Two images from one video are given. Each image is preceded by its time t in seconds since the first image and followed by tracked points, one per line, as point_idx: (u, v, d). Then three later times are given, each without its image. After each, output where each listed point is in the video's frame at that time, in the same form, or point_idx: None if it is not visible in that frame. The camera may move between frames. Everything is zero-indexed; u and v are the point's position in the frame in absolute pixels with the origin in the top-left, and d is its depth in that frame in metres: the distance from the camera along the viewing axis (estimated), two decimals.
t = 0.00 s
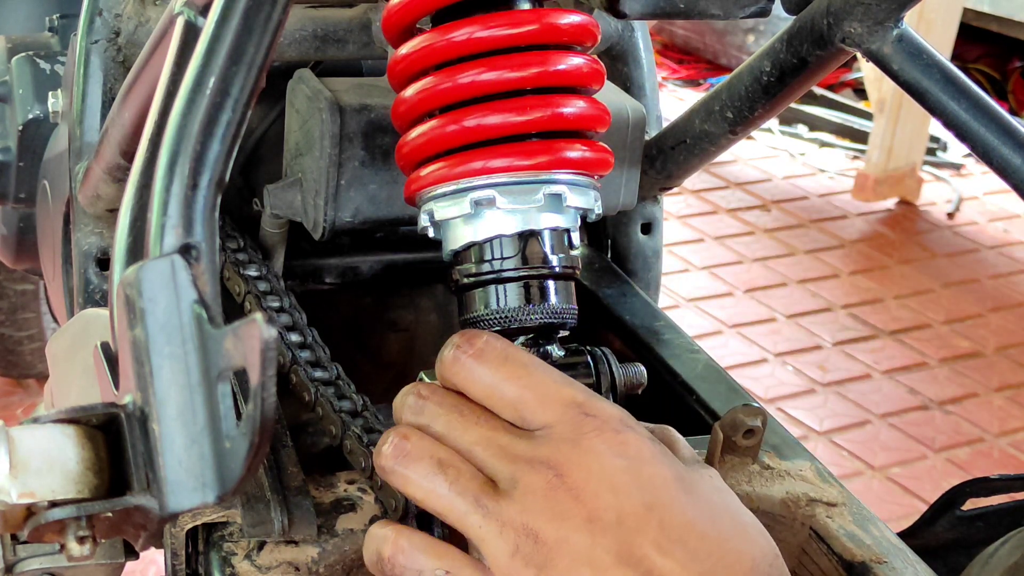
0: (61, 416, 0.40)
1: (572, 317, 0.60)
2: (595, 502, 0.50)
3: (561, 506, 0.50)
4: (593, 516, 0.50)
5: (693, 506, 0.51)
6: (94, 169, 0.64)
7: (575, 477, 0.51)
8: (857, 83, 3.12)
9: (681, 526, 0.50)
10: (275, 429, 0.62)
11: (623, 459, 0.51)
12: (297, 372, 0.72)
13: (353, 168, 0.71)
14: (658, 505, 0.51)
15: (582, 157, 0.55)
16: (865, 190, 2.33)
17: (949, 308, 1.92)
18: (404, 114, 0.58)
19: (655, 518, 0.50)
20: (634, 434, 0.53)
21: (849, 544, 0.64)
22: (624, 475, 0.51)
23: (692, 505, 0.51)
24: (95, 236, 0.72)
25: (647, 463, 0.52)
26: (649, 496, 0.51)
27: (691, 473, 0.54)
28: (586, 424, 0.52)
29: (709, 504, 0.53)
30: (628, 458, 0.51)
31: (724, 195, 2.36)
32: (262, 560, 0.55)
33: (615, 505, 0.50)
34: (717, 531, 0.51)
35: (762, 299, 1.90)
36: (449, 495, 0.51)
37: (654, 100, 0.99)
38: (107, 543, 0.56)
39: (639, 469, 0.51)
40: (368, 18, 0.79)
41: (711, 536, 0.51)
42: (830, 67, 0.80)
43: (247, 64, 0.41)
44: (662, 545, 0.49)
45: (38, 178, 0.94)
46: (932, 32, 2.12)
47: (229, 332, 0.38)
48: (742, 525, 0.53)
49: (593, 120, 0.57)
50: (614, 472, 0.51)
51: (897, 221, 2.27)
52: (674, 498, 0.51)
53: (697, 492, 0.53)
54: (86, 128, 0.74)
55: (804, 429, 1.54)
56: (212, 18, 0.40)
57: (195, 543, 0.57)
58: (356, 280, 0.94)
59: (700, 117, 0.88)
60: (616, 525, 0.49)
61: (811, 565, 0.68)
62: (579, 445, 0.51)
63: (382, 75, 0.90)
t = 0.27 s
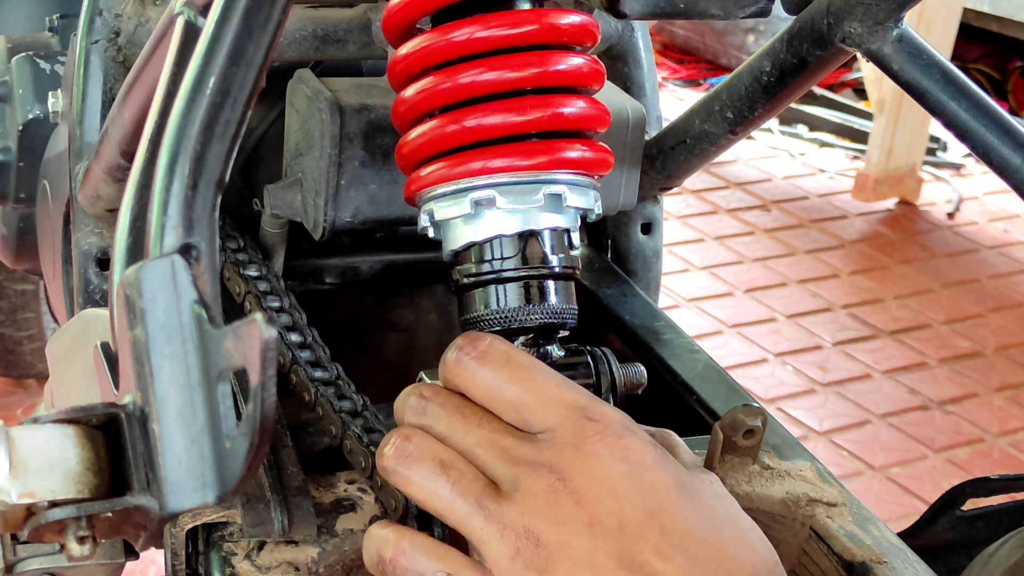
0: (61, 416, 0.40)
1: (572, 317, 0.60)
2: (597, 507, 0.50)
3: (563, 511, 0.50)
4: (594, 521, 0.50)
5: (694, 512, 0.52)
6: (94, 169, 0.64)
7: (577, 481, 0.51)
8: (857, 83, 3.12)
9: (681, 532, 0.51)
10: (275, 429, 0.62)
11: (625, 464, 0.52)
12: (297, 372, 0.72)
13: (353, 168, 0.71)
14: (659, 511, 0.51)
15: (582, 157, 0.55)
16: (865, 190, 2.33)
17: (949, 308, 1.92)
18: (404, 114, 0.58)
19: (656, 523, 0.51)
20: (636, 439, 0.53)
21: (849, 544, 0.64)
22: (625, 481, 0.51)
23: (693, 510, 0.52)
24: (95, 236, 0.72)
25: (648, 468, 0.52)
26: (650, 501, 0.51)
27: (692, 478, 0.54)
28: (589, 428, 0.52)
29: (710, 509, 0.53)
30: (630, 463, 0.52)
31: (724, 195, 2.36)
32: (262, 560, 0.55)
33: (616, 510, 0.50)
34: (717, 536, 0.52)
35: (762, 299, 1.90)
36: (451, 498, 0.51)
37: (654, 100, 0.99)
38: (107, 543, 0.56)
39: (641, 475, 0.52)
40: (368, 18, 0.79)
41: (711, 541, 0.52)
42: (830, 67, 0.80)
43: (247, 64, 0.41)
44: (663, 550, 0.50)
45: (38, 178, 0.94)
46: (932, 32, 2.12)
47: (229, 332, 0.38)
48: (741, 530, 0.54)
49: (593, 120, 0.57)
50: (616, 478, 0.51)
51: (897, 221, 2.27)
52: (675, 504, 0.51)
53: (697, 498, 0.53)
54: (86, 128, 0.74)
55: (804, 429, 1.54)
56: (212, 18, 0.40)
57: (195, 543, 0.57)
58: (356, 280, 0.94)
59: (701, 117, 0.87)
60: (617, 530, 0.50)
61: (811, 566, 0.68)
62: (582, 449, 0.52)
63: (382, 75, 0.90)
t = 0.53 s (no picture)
0: (61, 416, 0.40)
1: (573, 317, 0.60)
2: (599, 507, 0.50)
3: (566, 512, 0.50)
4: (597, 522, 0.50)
5: (696, 516, 0.52)
6: (94, 169, 0.64)
7: (580, 483, 0.51)
8: (857, 83, 3.12)
9: (682, 535, 0.51)
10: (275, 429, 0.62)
11: (628, 465, 0.51)
12: (297, 372, 0.72)
13: (353, 168, 0.71)
14: (661, 513, 0.51)
15: (582, 157, 0.55)
16: (865, 190, 2.33)
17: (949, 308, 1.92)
18: (404, 115, 0.58)
19: (658, 526, 0.50)
20: (640, 441, 0.53)
21: (848, 544, 0.64)
22: (628, 482, 0.51)
23: (695, 514, 0.52)
24: (95, 236, 0.72)
25: (651, 470, 0.52)
26: (652, 504, 0.51)
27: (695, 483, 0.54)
28: (593, 428, 0.52)
29: (711, 514, 0.53)
30: (633, 465, 0.52)
31: (724, 195, 2.36)
32: (262, 560, 0.55)
33: (618, 512, 0.50)
34: (718, 540, 0.52)
35: (762, 299, 1.90)
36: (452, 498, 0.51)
37: (654, 100, 0.99)
38: (107, 543, 0.56)
39: (644, 477, 0.52)
40: (368, 18, 0.79)
41: (712, 545, 0.52)
42: (830, 67, 0.80)
43: (247, 64, 0.41)
44: (664, 553, 0.50)
45: (38, 178, 0.94)
46: (932, 32, 2.12)
47: (229, 333, 0.38)
48: (743, 537, 0.54)
49: (593, 120, 0.57)
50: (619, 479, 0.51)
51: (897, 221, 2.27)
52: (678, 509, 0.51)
53: (699, 502, 0.53)
54: (86, 128, 0.74)
55: (804, 429, 1.54)
56: (212, 18, 0.40)
57: (195, 543, 0.57)
58: (356, 280, 0.94)
59: (701, 117, 0.87)
60: (619, 532, 0.50)
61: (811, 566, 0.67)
62: (585, 450, 0.51)
63: (382, 75, 0.90)
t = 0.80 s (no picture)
0: (61, 416, 0.40)
1: (573, 317, 0.60)
2: (601, 508, 0.50)
3: (568, 513, 0.50)
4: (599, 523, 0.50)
5: (697, 516, 0.52)
6: (94, 169, 0.64)
7: (583, 483, 0.51)
8: (857, 83, 3.12)
9: (684, 535, 0.51)
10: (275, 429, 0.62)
11: (629, 466, 0.51)
12: (297, 372, 0.72)
13: (353, 168, 0.71)
14: (663, 513, 0.51)
15: (582, 157, 0.55)
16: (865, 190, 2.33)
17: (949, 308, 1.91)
18: (404, 115, 0.58)
19: (659, 526, 0.50)
20: (642, 440, 0.53)
21: (848, 544, 0.64)
22: (629, 483, 0.51)
23: (697, 514, 0.52)
24: (95, 236, 0.72)
25: (652, 470, 0.52)
26: (653, 504, 0.51)
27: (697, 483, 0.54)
28: (595, 428, 0.52)
29: (712, 514, 0.53)
30: (634, 464, 0.52)
31: (724, 195, 2.36)
32: (262, 560, 0.55)
33: (620, 513, 0.50)
34: (719, 540, 0.52)
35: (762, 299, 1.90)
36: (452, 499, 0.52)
37: (654, 100, 0.99)
38: (107, 543, 0.56)
39: (646, 477, 0.51)
40: (368, 17, 0.79)
41: (713, 545, 0.52)
42: (830, 67, 0.80)
43: (247, 64, 0.41)
44: (665, 553, 0.50)
45: (38, 178, 0.94)
46: (932, 32, 2.12)
47: (229, 333, 0.38)
48: (744, 537, 0.54)
49: (593, 120, 0.57)
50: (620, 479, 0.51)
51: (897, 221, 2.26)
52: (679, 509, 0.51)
53: (700, 501, 0.53)
54: (86, 128, 0.74)
55: (804, 429, 1.54)
56: (212, 18, 0.41)
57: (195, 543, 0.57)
58: (356, 280, 0.94)
59: (701, 117, 0.87)
60: (621, 532, 0.50)
61: (810, 567, 0.67)
62: (587, 450, 0.52)
63: (382, 75, 0.90)
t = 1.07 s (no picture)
0: (61, 416, 0.40)
1: (573, 317, 0.60)
2: (597, 516, 0.51)
3: (562, 522, 0.51)
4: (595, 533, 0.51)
5: (693, 523, 0.53)
6: (94, 169, 0.64)
7: (579, 493, 0.51)
8: (857, 83, 3.12)
9: (678, 543, 0.52)
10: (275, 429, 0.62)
11: (625, 474, 0.52)
12: (297, 372, 0.72)
13: (353, 168, 0.71)
14: (658, 521, 0.52)
15: (582, 157, 0.55)
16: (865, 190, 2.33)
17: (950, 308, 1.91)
18: (404, 115, 0.58)
19: (654, 534, 0.51)
20: (638, 449, 0.53)
21: (848, 544, 0.64)
22: (624, 491, 0.52)
23: (692, 522, 0.53)
24: (95, 237, 0.72)
25: (648, 478, 0.53)
26: (650, 512, 0.52)
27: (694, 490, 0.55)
28: (591, 436, 0.52)
29: (708, 521, 0.54)
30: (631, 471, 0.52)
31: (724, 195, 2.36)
32: (262, 560, 0.55)
33: (616, 521, 0.51)
34: (715, 547, 0.53)
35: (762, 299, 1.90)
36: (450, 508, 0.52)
37: (654, 99, 0.99)
38: (107, 543, 0.56)
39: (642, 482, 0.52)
40: (368, 17, 0.79)
41: (709, 552, 0.53)
42: (830, 67, 0.80)
43: (247, 64, 0.41)
44: (660, 561, 0.51)
45: (38, 178, 0.94)
46: (932, 32, 2.12)
47: (229, 333, 0.38)
48: (738, 545, 0.54)
49: (593, 120, 0.57)
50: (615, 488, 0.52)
51: (897, 221, 2.26)
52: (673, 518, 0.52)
53: (696, 509, 0.54)
54: (86, 128, 0.74)
55: (804, 429, 1.54)
56: (212, 18, 0.41)
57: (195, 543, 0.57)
58: (356, 280, 0.93)
59: (700, 117, 0.87)
60: (616, 540, 0.51)
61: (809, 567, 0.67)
62: (582, 458, 0.52)
63: (382, 75, 0.90)
